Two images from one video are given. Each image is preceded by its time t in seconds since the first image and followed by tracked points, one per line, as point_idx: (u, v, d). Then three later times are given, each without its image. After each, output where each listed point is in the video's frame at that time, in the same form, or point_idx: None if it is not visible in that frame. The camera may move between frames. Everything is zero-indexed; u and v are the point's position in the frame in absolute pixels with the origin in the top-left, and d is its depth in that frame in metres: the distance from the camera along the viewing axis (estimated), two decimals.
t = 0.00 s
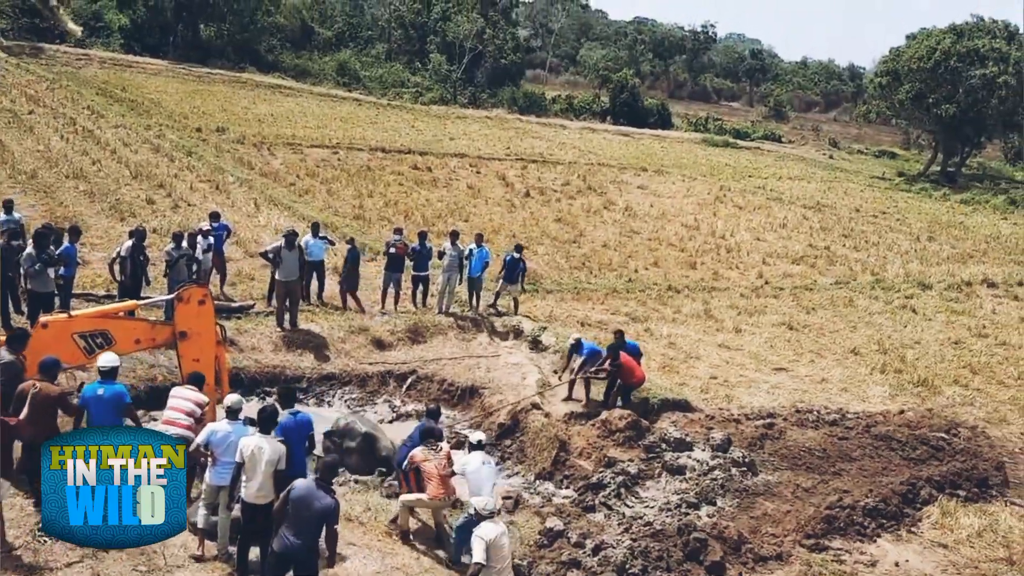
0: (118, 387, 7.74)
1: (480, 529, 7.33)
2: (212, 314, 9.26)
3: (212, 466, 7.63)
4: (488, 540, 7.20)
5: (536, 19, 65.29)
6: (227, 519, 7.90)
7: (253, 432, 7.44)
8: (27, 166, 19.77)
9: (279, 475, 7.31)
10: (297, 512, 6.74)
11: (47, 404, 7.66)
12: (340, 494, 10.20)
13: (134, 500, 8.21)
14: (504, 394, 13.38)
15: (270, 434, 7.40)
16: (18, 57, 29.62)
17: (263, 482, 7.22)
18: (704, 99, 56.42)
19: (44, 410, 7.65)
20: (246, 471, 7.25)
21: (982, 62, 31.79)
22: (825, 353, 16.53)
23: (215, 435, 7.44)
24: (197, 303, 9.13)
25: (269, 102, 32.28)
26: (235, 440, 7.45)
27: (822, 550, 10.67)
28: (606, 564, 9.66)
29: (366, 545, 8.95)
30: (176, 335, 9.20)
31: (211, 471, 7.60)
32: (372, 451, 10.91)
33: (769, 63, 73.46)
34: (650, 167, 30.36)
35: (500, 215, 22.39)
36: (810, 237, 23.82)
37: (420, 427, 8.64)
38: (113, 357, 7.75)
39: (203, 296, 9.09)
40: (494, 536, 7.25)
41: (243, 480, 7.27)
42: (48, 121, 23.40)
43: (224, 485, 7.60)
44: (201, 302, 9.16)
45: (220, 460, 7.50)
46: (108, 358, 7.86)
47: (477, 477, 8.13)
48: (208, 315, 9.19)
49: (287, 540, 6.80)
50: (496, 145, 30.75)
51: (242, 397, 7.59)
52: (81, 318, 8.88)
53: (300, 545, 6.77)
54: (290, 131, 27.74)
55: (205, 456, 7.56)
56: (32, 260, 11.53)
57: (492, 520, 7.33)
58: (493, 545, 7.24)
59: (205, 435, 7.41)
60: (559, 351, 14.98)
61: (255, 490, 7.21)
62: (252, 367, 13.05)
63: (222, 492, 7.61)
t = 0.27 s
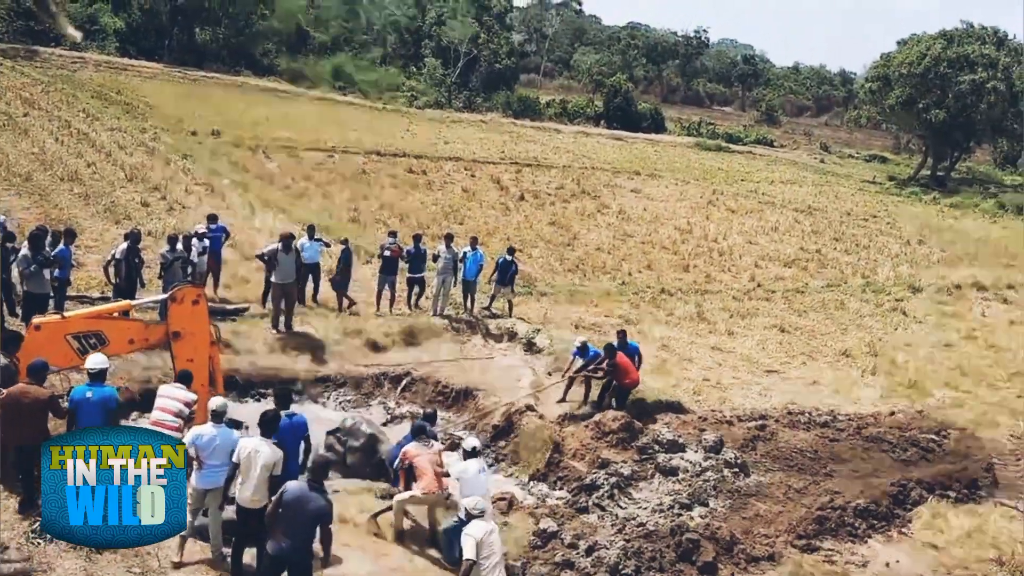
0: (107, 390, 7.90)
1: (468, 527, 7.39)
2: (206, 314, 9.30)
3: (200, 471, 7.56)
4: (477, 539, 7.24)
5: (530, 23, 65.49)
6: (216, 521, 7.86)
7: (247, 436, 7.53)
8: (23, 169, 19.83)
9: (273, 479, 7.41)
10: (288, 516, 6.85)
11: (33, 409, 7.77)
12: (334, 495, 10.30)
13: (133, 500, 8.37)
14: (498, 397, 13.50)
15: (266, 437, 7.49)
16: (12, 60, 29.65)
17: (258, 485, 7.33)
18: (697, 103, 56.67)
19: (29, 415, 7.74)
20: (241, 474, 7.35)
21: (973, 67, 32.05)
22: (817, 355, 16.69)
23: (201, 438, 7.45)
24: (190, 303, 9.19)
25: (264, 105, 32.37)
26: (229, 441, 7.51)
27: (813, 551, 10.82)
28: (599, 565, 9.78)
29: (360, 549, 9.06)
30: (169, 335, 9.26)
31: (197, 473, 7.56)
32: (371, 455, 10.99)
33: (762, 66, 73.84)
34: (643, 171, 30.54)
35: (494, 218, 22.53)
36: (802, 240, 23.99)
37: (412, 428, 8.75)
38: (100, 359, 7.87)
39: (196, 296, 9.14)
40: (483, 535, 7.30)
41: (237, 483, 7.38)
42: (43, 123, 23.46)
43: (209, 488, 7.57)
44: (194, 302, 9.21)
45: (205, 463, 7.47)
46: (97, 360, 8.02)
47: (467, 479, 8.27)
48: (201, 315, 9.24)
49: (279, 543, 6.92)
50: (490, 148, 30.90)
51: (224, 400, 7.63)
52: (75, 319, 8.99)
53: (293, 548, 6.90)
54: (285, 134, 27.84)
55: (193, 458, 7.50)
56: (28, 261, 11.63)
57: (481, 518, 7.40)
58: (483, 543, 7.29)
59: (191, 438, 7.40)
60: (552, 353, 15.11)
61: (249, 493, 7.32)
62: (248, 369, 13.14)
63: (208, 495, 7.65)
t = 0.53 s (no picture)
0: (92, 399, 7.68)
1: (448, 529, 7.27)
2: (191, 310, 9.15)
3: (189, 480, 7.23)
4: (452, 540, 7.15)
5: (521, 26, 65.51)
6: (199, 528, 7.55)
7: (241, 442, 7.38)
8: (9, 171, 19.61)
9: (265, 487, 7.24)
10: (277, 522, 6.68)
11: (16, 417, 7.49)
12: (323, 501, 10.13)
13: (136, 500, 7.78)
14: (488, 402, 13.36)
15: (259, 444, 7.34)
16: None
17: (249, 493, 7.14)
18: (688, 107, 56.71)
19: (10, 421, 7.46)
20: (233, 482, 7.19)
21: (963, 71, 32.08)
22: (809, 360, 16.60)
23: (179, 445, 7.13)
24: (174, 300, 9.04)
25: (253, 108, 32.19)
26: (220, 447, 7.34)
27: (805, 557, 10.69)
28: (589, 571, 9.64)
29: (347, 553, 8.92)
30: (155, 332, 9.12)
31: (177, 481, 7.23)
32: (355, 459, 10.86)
33: (753, 70, 73.96)
34: (634, 175, 30.47)
35: (484, 222, 22.40)
36: (793, 244, 23.94)
37: (404, 434, 8.53)
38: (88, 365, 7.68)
39: (180, 292, 8.98)
40: (463, 539, 7.18)
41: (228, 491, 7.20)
42: (29, 125, 23.24)
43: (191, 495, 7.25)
44: (179, 298, 9.06)
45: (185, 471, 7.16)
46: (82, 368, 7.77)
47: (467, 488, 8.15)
48: (186, 311, 9.09)
49: (265, 551, 6.73)
50: (481, 151, 30.78)
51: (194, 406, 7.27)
52: (57, 319, 8.81)
53: (279, 555, 6.72)
54: (274, 137, 27.66)
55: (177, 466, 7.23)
56: (15, 264, 11.44)
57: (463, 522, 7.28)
58: (461, 546, 7.18)
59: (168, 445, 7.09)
60: (543, 357, 14.97)
61: (240, 501, 7.13)
62: (235, 373, 12.96)
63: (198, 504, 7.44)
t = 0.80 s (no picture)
0: (92, 403, 7.70)
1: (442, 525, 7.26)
2: (183, 306, 9.01)
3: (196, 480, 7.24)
4: (447, 537, 7.14)
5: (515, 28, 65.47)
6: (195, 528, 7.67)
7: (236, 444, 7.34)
8: (3, 172, 19.55)
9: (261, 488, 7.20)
10: (269, 526, 6.64)
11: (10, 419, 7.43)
12: (318, 503, 10.11)
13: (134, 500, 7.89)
14: (484, 404, 13.34)
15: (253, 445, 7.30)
16: None
17: (245, 495, 7.11)
18: (683, 109, 56.73)
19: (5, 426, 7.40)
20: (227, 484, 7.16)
21: (958, 73, 32.13)
22: (804, 362, 16.60)
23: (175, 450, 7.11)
24: (165, 295, 8.90)
25: (248, 110, 32.17)
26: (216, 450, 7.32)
27: (800, 559, 10.66)
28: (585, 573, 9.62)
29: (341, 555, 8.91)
30: (148, 329, 8.96)
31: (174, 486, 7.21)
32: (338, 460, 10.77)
33: (748, 72, 74.09)
34: (629, 177, 30.47)
35: (479, 224, 22.38)
36: (788, 246, 23.94)
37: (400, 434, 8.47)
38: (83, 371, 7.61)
39: (170, 287, 8.85)
40: (455, 535, 7.17)
41: (223, 494, 7.18)
42: (24, 127, 23.19)
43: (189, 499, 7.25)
44: (170, 293, 8.93)
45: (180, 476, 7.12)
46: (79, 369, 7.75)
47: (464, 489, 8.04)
48: (178, 306, 8.95)
49: (258, 554, 6.70)
50: (476, 153, 30.77)
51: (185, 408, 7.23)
52: (47, 318, 8.75)
53: (272, 558, 6.69)
54: (269, 139, 27.62)
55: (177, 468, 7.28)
56: (9, 264, 11.40)
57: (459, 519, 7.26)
58: (453, 543, 7.17)
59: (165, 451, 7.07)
60: (538, 359, 14.96)
61: (236, 504, 7.11)
62: (231, 376, 12.91)
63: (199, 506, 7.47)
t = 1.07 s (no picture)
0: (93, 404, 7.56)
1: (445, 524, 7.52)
2: (180, 303, 8.91)
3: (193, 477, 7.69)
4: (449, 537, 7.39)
5: (513, 28, 65.40)
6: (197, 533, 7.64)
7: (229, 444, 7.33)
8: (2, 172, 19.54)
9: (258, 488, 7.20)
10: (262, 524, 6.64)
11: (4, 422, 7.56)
12: (317, 505, 10.09)
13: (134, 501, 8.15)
14: (482, 404, 13.37)
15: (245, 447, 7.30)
16: None
17: (236, 496, 7.10)
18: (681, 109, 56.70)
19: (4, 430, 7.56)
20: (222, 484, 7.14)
21: (955, 74, 32.12)
22: (801, 362, 16.63)
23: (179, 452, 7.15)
24: (160, 290, 8.80)
25: (246, 110, 32.17)
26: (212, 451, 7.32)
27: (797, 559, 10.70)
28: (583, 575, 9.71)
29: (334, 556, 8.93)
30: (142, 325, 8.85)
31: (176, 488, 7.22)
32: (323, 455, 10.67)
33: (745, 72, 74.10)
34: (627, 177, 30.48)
35: (477, 224, 22.38)
36: (786, 246, 23.95)
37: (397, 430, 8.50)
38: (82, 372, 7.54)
39: (165, 282, 8.75)
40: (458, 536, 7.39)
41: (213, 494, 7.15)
42: (22, 127, 23.20)
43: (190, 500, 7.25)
44: (168, 291, 8.83)
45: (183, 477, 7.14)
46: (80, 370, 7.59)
47: (464, 485, 7.73)
48: (175, 304, 8.85)
49: (256, 554, 6.69)
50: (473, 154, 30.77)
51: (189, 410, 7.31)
52: (44, 315, 8.74)
53: (270, 558, 6.67)
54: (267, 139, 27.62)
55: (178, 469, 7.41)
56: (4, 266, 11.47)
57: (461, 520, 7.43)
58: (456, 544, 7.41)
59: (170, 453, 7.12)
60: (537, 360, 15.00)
61: (226, 505, 7.09)
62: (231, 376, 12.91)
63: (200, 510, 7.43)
